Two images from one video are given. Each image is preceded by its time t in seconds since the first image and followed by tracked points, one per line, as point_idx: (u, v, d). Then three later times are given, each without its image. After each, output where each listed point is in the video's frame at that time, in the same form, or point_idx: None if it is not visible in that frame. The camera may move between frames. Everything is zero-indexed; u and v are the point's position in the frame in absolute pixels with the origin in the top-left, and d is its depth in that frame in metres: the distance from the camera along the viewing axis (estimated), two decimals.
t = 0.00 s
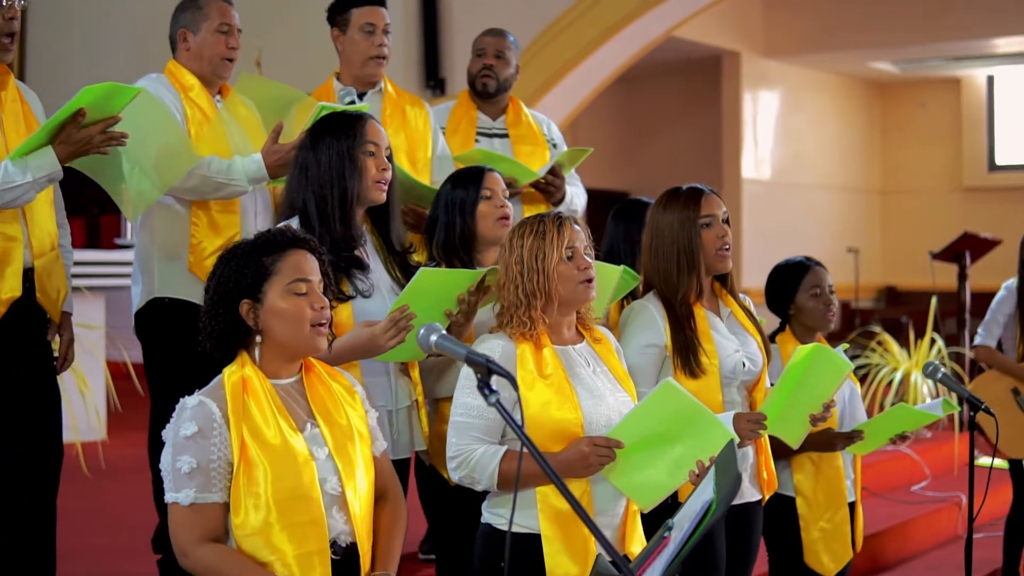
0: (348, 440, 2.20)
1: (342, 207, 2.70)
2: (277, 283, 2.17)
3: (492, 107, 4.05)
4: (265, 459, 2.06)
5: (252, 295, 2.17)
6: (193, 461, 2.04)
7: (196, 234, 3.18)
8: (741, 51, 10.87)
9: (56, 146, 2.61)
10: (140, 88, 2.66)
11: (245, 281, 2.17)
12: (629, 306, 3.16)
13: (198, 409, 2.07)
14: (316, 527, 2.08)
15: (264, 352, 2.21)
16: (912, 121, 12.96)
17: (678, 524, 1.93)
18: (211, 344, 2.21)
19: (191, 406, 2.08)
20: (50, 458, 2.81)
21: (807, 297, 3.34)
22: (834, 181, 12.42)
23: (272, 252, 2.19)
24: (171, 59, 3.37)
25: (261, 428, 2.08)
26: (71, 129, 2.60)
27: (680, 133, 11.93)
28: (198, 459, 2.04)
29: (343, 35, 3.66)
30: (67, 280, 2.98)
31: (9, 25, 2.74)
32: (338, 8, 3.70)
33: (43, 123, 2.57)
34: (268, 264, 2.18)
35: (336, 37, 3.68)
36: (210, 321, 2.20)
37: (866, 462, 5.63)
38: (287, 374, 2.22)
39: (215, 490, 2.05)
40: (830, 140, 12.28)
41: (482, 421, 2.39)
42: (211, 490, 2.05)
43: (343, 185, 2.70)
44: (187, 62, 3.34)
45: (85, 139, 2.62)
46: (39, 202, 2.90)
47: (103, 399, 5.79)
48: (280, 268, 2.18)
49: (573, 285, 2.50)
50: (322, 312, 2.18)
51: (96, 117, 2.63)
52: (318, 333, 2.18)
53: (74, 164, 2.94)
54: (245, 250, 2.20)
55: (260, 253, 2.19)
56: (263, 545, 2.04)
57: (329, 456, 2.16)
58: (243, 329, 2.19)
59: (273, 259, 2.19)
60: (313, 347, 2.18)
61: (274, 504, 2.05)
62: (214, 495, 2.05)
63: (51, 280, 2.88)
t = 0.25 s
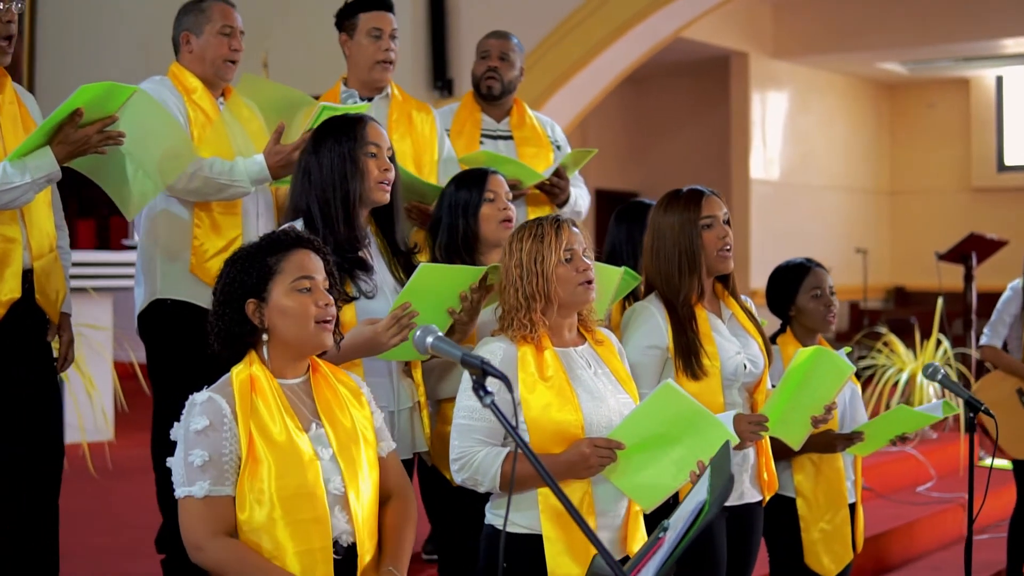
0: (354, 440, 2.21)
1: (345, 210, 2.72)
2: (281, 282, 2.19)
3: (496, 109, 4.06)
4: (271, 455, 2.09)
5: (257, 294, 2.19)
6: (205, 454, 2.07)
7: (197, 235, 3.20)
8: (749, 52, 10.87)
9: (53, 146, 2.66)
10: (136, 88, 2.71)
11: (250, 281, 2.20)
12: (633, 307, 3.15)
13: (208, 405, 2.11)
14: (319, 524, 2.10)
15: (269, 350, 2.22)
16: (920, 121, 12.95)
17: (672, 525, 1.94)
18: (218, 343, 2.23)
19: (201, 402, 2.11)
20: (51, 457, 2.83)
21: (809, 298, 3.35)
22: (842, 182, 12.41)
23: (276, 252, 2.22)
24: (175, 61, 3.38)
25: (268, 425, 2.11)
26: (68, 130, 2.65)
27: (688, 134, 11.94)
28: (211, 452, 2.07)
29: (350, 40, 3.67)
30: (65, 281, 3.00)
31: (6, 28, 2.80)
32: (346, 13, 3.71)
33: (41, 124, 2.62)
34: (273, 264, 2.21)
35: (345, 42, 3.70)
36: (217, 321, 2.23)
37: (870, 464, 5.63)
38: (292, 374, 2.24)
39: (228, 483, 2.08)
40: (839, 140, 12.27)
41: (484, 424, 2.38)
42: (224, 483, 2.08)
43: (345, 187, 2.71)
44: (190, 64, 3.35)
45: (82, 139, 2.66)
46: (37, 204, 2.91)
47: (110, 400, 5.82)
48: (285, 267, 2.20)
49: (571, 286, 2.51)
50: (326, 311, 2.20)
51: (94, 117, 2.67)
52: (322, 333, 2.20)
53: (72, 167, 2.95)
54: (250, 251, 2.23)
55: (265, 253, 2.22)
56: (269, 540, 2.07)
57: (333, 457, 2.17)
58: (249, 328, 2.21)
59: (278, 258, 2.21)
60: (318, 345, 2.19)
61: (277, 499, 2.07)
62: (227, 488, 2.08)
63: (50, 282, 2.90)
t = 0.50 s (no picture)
0: (347, 439, 2.23)
1: (344, 213, 2.73)
2: (279, 284, 2.21)
3: (497, 109, 4.07)
4: (269, 454, 2.11)
5: (255, 295, 2.21)
6: (205, 453, 2.08)
7: (195, 235, 3.22)
8: (755, 52, 10.88)
9: (48, 150, 2.68)
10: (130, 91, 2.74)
11: (248, 282, 2.22)
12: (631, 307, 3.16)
13: (206, 404, 2.12)
14: (316, 522, 2.12)
15: (266, 351, 2.24)
16: (927, 121, 12.96)
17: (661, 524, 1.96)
18: (216, 343, 2.25)
19: (198, 401, 2.13)
20: (50, 457, 2.85)
21: (806, 298, 3.37)
22: (849, 182, 12.41)
23: (274, 253, 2.23)
24: (177, 63, 3.40)
25: (264, 423, 2.13)
26: (63, 134, 2.67)
27: (694, 134, 11.95)
28: (210, 451, 2.09)
29: (346, 42, 3.67)
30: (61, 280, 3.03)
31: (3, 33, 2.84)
32: (343, 16, 3.72)
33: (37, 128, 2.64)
34: (271, 265, 2.22)
35: (341, 45, 3.70)
36: (214, 322, 2.25)
37: (872, 464, 5.63)
38: (288, 374, 2.26)
39: (228, 481, 2.10)
40: (846, 140, 12.28)
41: (478, 419, 2.41)
42: (225, 481, 2.09)
43: (344, 190, 2.73)
44: (191, 66, 3.37)
45: (77, 142, 2.69)
46: (34, 205, 2.94)
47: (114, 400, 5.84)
48: (282, 269, 2.22)
49: (566, 285, 2.52)
50: (322, 313, 2.22)
51: (88, 121, 2.70)
52: (319, 335, 2.22)
53: (68, 170, 2.95)
54: (249, 253, 2.24)
55: (263, 255, 2.23)
56: (268, 537, 2.09)
57: (328, 455, 2.19)
58: (246, 328, 2.22)
59: (276, 260, 2.23)
60: (314, 346, 2.22)
61: (275, 497, 2.09)
62: (228, 486, 2.10)
63: (46, 281, 2.94)
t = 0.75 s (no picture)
0: (340, 435, 2.26)
1: (340, 213, 2.75)
2: (274, 284, 2.23)
3: (498, 109, 4.09)
4: (264, 449, 2.14)
5: (251, 295, 2.23)
6: (201, 447, 2.11)
7: (198, 233, 3.24)
8: (763, 52, 10.88)
9: (51, 154, 2.70)
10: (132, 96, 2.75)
11: (244, 281, 2.24)
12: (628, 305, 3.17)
13: (202, 400, 2.15)
14: (310, 515, 2.15)
15: (261, 349, 2.26)
16: (935, 121, 12.96)
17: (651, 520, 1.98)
18: (212, 342, 2.27)
19: (194, 397, 2.15)
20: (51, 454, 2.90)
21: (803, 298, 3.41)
22: (858, 182, 12.41)
23: (271, 254, 2.25)
24: (179, 63, 3.42)
25: (259, 419, 2.16)
26: (66, 138, 2.69)
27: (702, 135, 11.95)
28: (206, 446, 2.11)
29: (343, 44, 3.70)
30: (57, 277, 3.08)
31: (6, 38, 2.86)
32: (342, 18, 3.75)
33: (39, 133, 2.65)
34: (267, 266, 2.24)
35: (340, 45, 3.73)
36: (210, 320, 2.26)
37: (875, 463, 5.64)
38: (282, 371, 2.28)
39: (224, 476, 2.12)
40: (855, 140, 12.29)
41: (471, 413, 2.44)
42: (221, 476, 2.12)
43: (341, 191, 2.75)
44: (193, 67, 3.39)
45: (79, 147, 2.71)
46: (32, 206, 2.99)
47: (121, 399, 5.87)
48: (278, 270, 2.24)
49: (560, 284, 2.54)
50: (317, 313, 2.25)
51: (90, 126, 2.71)
52: (313, 335, 2.24)
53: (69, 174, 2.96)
54: (245, 253, 2.26)
55: (260, 255, 2.25)
56: (263, 530, 2.12)
57: (322, 450, 2.22)
58: (241, 327, 2.24)
59: (272, 260, 2.25)
60: (309, 344, 2.24)
61: (270, 490, 2.12)
62: (223, 481, 2.12)
63: (44, 280, 2.99)
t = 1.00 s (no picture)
0: (335, 431, 2.30)
1: (337, 211, 2.78)
2: (271, 282, 2.27)
3: (498, 110, 4.12)
4: (261, 445, 2.18)
5: (248, 292, 2.27)
6: (200, 442, 2.14)
7: (201, 233, 3.28)
8: (769, 53, 10.90)
9: (56, 150, 2.74)
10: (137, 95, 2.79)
11: (242, 279, 2.27)
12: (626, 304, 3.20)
13: (200, 395, 2.18)
14: (307, 509, 2.19)
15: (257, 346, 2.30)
16: (941, 121, 12.98)
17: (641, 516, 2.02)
18: (209, 337, 2.30)
19: (192, 393, 2.19)
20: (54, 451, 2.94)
21: (799, 297, 3.48)
22: (863, 183, 12.43)
23: (268, 253, 2.29)
24: (182, 65, 3.46)
25: (256, 415, 2.19)
26: (71, 134, 2.73)
27: (708, 135, 11.98)
28: (205, 440, 2.15)
29: (336, 41, 3.77)
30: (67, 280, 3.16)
31: (14, 36, 2.89)
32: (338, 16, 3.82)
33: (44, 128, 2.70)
34: (265, 264, 2.28)
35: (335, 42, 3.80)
36: (208, 317, 2.30)
37: (877, 463, 5.66)
38: (279, 368, 2.32)
39: (223, 470, 2.16)
40: (861, 141, 12.31)
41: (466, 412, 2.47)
42: (220, 470, 2.15)
43: (338, 189, 2.78)
44: (196, 69, 3.43)
45: (84, 144, 2.74)
46: (40, 206, 3.05)
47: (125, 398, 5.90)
48: (275, 269, 2.27)
49: (556, 284, 2.57)
50: (313, 311, 2.28)
51: (96, 123, 2.75)
52: (309, 333, 2.27)
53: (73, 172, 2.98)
54: (243, 250, 2.30)
55: (257, 254, 2.29)
56: (261, 524, 2.16)
57: (319, 446, 2.26)
58: (237, 324, 2.28)
59: (269, 259, 2.28)
60: (303, 342, 2.27)
61: (267, 485, 2.16)
62: (222, 475, 2.15)
63: (52, 280, 3.04)
